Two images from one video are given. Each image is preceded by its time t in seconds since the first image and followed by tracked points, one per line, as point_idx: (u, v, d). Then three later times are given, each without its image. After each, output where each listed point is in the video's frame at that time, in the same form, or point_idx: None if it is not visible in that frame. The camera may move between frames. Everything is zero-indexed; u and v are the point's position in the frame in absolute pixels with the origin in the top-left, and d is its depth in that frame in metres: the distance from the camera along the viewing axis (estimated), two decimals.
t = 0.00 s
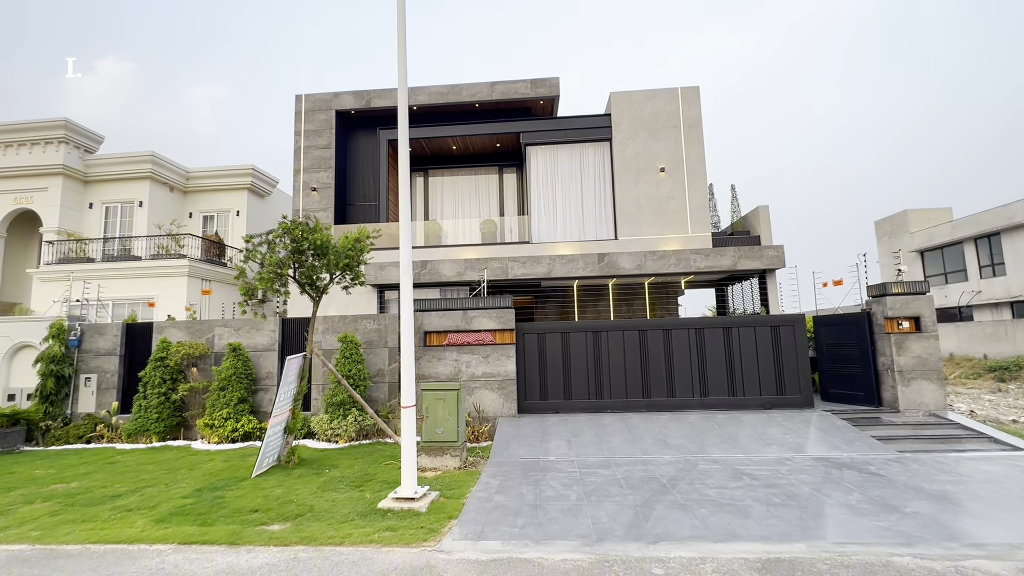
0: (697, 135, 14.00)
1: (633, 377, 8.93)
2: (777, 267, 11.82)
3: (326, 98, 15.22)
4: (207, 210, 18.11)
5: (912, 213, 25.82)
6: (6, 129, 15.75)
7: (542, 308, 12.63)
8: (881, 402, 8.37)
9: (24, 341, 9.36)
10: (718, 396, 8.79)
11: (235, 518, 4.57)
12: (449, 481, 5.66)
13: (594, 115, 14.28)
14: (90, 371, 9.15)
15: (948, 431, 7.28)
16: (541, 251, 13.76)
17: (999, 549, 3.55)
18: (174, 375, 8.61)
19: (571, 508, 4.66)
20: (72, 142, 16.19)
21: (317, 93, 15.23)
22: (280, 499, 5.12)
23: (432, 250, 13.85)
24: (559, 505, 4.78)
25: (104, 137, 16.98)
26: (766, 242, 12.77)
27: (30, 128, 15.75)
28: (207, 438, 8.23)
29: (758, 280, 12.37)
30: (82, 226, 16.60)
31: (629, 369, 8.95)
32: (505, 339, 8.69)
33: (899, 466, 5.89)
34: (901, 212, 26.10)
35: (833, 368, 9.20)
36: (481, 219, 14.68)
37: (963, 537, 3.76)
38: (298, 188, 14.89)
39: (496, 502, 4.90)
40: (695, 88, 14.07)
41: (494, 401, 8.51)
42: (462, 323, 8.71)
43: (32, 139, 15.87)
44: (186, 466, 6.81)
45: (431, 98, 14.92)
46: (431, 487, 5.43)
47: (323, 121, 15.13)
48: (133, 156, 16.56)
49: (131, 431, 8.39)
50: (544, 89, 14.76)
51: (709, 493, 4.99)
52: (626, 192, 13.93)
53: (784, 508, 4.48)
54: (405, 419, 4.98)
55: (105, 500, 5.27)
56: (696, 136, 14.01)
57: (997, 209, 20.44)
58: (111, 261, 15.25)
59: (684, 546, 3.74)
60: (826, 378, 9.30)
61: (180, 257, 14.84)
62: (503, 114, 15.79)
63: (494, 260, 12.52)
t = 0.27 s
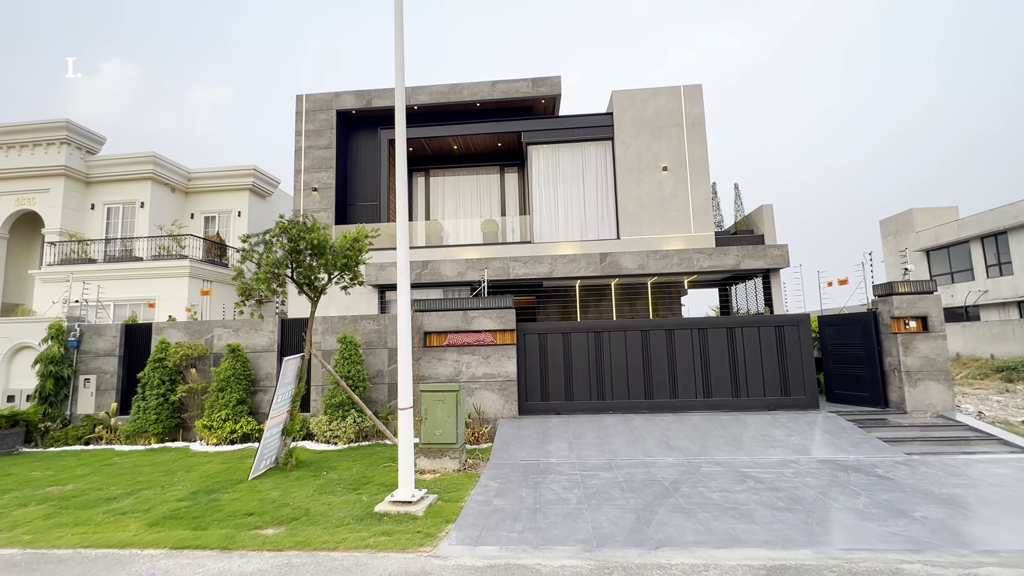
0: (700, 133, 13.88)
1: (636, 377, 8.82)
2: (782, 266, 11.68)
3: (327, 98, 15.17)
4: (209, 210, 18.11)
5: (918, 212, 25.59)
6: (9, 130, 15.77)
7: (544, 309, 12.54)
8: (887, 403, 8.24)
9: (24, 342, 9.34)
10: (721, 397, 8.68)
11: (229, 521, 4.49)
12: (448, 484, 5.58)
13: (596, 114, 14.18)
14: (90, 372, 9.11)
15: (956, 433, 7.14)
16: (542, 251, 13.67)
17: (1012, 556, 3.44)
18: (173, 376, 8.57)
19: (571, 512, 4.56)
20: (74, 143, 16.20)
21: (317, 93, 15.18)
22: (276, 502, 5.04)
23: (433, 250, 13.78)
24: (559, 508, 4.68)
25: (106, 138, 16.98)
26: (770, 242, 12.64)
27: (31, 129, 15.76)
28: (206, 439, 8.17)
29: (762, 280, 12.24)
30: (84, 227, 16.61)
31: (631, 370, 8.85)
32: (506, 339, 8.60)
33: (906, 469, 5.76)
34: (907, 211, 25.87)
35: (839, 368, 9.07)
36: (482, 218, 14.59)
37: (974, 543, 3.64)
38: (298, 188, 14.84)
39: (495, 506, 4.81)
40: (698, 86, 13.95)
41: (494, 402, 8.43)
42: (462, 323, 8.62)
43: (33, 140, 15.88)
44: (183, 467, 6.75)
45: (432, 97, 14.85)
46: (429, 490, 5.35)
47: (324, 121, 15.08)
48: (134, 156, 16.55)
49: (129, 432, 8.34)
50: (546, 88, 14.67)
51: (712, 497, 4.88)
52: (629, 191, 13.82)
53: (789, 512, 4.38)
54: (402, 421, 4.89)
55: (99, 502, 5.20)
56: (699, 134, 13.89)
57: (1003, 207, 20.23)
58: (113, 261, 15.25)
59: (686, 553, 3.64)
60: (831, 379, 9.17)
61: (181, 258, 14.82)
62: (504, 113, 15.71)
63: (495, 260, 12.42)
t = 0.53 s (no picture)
0: (700, 132, 13.75)
1: (635, 378, 8.70)
2: (783, 266, 11.54)
3: (325, 97, 15.10)
4: (208, 211, 18.08)
5: (921, 211, 25.37)
6: (7, 131, 15.75)
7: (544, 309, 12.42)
8: (891, 404, 8.10)
9: (18, 342, 9.29)
10: (721, 399, 8.55)
11: (215, 525, 4.39)
12: (441, 487, 5.46)
13: (595, 113, 14.07)
14: (84, 374, 9.05)
15: (962, 434, 7.00)
16: (542, 251, 13.55)
17: (1020, 564, 3.31)
18: (167, 377, 8.49)
19: (565, 516, 4.45)
20: (72, 144, 16.17)
21: (316, 92, 15.11)
22: (264, 506, 4.94)
23: (431, 250, 13.68)
24: (552, 512, 4.57)
25: (104, 139, 16.95)
26: (772, 241, 12.49)
27: (30, 129, 15.74)
28: (199, 441, 8.08)
29: (764, 279, 12.09)
30: (83, 228, 16.57)
31: (630, 370, 8.72)
32: (503, 339, 8.49)
33: (911, 472, 5.62)
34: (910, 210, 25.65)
35: (841, 369, 8.93)
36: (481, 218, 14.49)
37: (980, 550, 3.51)
38: (297, 188, 14.77)
39: (487, 510, 4.70)
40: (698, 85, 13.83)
41: (491, 404, 8.31)
42: (459, 323, 8.53)
43: (32, 141, 15.87)
44: (174, 470, 6.66)
45: (430, 96, 14.77)
46: (421, 493, 5.24)
47: (322, 121, 15.01)
48: (133, 157, 16.52)
49: (123, 434, 8.26)
50: (545, 87, 14.57)
51: (710, 501, 4.76)
52: (628, 190, 13.70)
53: (789, 517, 4.25)
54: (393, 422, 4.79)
55: (86, 506, 5.11)
56: (699, 133, 13.77)
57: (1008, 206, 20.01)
58: (111, 262, 15.19)
59: (682, 559, 3.52)
60: (834, 380, 9.03)
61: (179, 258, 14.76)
62: (504, 112, 15.62)
63: (494, 260, 12.30)
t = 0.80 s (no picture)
0: (703, 133, 13.62)
1: (636, 383, 8.55)
2: (789, 268, 11.35)
3: (327, 101, 15.10)
4: (211, 215, 18.15)
5: (930, 213, 25.04)
6: (13, 136, 15.87)
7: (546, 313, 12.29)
8: (899, 410, 7.90)
9: (18, 346, 9.29)
10: (725, 404, 8.38)
11: (201, 534, 4.29)
12: (435, 495, 5.34)
13: (597, 115, 13.98)
14: (82, 378, 9.01)
15: (973, 442, 6.79)
16: (543, 253, 13.44)
17: None
18: (164, 381, 8.44)
19: (560, 527, 4.31)
20: (77, 149, 16.27)
21: (317, 96, 15.11)
22: (254, 514, 4.84)
23: (432, 253, 13.60)
24: (548, 522, 4.43)
25: (108, 143, 17.04)
26: (777, 243, 12.31)
27: (34, 134, 15.84)
28: (196, 446, 8.01)
29: (769, 282, 11.91)
30: (86, 232, 16.65)
31: (632, 375, 8.58)
32: (502, 343, 8.38)
33: (921, 481, 5.44)
34: (919, 212, 25.32)
35: (848, 373, 8.74)
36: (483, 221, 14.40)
37: (994, 565, 3.35)
38: (298, 191, 14.76)
39: (481, 519, 4.58)
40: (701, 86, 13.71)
41: (490, 409, 8.18)
42: (458, 327, 8.43)
43: (36, 146, 15.97)
44: (168, 476, 6.58)
45: (431, 99, 14.72)
46: (415, 501, 5.12)
47: (324, 124, 15.00)
48: (137, 161, 16.60)
49: (119, 439, 8.20)
50: (547, 89, 14.49)
51: (712, 511, 4.60)
52: (631, 192, 13.57)
53: (793, 529, 4.10)
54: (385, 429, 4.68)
55: (75, 513, 5.03)
56: (702, 134, 13.63)
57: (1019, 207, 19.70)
58: (113, 266, 15.22)
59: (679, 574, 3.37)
60: (840, 385, 8.84)
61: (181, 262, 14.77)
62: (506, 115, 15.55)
63: (495, 264, 12.20)
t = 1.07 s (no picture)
0: (708, 131, 13.45)
1: (639, 384, 8.42)
2: (795, 268, 11.17)
3: (329, 101, 15.05)
4: (214, 215, 18.19)
5: (939, 211, 24.70)
6: (17, 137, 15.93)
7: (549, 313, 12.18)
8: (909, 412, 7.72)
9: (19, 347, 9.28)
10: (730, 405, 8.23)
11: (193, 539, 4.21)
12: (433, 499, 5.24)
13: (600, 113, 13.84)
14: (82, 379, 8.98)
15: (986, 445, 6.61)
16: (546, 253, 13.32)
17: None
18: (164, 382, 8.40)
19: (559, 533, 4.20)
20: (80, 150, 16.32)
21: (319, 96, 15.07)
22: (248, 518, 4.75)
23: (434, 253, 13.51)
24: (546, 528, 4.32)
25: (112, 144, 17.08)
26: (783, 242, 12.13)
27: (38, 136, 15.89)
28: (194, 447, 7.95)
29: (775, 282, 11.73)
30: (90, 233, 16.70)
31: (634, 376, 8.44)
32: (502, 343, 8.27)
33: (932, 486, 5.28)
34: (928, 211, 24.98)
35: (856, 374, 8.56)
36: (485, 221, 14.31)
37: None
38: (300, 192, 14.72)
39: (479, 525, 4.46)
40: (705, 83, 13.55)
41: (490, 410, 8.08)
42: (458, 327, 8.34)
43: (40, 148, 16.03)
44: (164, 478, 6.51)
45: (433, 98, 14.64)
46: (411, 506, 5.02)
47: (326, 124, 14.96)
48: (140, 162, 16.65)
49: (118, 440, 8.15)
50: (549, 87, 14.38)
51: (715, 516, 4.47)
52: (634, 191, 13.43)
53: (799, 536, 3.96)
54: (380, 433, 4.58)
55: (68, 516, 4.97)
56: (707, 132, 13.46)
57: None
58: (116, 267, 15.25)
59: None
60: (848, 386, 8.66)
61: (183, 262, 14.77)
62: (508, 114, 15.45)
63: (497, 263, 12.09)
